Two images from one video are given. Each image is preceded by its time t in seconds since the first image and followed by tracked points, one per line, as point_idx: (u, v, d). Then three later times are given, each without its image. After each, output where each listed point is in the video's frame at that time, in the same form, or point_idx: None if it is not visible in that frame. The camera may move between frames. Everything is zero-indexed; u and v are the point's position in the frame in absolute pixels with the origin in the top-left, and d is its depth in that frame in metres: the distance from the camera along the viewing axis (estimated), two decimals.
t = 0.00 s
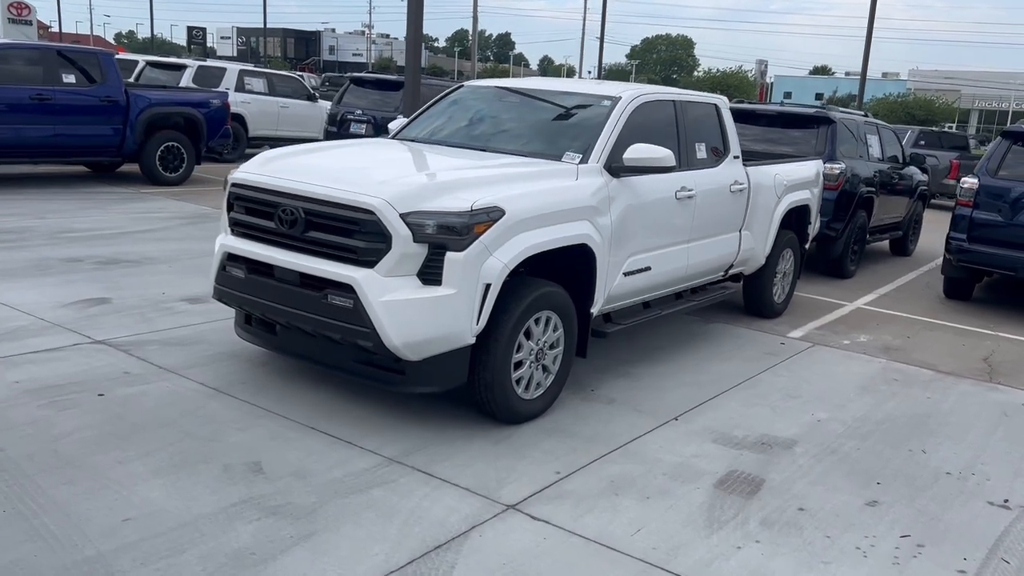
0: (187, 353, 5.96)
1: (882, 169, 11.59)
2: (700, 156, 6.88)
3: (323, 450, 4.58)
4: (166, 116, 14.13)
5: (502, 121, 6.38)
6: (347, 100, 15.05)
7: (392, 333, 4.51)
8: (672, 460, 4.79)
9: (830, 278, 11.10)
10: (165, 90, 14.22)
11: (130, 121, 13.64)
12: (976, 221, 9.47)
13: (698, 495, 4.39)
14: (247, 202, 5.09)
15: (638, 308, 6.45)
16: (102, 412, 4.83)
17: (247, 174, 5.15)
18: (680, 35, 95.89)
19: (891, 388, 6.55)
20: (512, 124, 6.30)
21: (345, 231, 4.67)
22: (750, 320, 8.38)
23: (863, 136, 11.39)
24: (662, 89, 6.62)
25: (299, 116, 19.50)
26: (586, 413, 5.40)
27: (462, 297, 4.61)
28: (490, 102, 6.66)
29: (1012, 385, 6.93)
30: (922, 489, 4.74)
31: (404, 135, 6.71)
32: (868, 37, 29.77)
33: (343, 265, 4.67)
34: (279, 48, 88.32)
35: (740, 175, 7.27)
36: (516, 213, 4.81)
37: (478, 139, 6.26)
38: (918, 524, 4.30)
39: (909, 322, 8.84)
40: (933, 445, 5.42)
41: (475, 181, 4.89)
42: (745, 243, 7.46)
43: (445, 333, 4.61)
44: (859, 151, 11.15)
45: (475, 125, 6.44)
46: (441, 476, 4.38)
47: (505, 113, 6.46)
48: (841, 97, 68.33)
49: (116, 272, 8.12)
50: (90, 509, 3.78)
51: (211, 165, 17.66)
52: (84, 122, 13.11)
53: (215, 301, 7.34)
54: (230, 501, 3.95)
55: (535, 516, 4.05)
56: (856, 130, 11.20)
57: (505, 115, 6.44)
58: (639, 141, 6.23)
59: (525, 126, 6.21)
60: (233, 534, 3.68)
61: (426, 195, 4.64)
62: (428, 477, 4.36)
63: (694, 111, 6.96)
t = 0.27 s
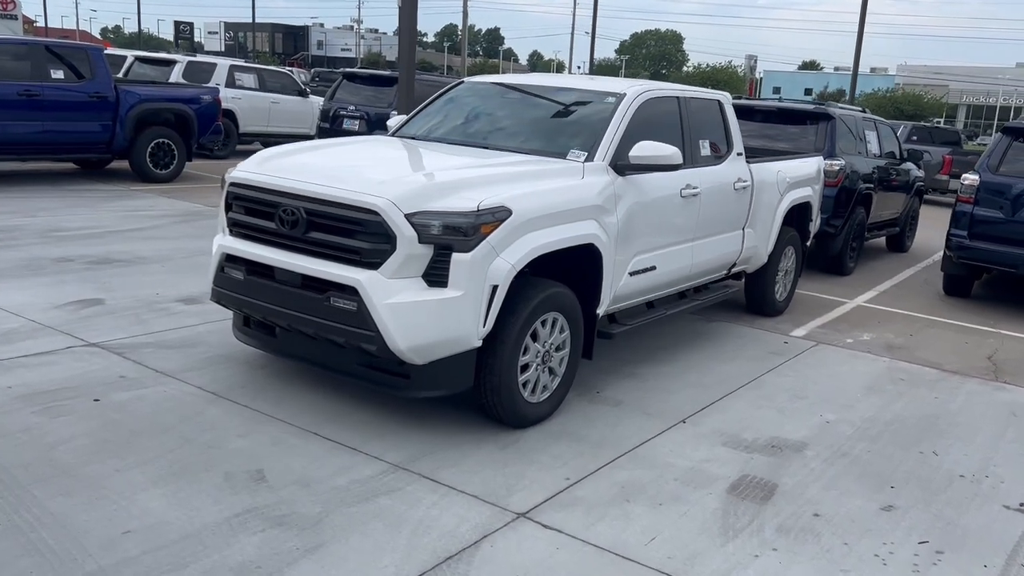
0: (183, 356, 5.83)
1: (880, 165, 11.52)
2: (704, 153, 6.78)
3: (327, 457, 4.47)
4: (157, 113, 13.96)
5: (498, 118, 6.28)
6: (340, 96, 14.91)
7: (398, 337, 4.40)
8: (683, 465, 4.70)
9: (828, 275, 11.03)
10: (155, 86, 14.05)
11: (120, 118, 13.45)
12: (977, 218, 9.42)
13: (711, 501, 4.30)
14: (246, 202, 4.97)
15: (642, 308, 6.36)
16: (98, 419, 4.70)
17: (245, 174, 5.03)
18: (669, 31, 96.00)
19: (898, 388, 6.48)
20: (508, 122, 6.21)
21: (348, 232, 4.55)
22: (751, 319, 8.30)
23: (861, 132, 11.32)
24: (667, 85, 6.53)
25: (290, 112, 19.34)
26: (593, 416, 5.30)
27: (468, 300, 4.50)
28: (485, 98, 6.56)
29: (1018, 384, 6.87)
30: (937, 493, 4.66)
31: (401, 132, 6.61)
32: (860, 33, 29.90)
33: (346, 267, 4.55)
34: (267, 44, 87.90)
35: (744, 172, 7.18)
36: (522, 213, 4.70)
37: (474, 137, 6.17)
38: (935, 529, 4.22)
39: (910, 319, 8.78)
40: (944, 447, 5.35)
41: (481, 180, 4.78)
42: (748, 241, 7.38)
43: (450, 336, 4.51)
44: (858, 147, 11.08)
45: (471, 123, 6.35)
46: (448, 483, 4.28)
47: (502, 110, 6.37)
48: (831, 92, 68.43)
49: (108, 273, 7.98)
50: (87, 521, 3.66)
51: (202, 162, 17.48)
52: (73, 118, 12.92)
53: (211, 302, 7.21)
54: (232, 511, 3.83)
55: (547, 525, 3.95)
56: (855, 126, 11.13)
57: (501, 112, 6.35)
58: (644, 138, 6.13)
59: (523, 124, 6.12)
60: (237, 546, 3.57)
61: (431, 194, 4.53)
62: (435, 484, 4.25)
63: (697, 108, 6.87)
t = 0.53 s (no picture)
0: (182, 358, 5.73)
1: (878, 162, 11.49)
2: (707, 150, 6.71)
3: (332, 461, 4.38)
4: (148, 109, 13.80)
5: (495, 115, 6.21)
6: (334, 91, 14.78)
7: (403, 339, 4.31)
8: (692, 467, 4.64)
9: (826, 272, 10.99)
10: (146, 82, 13.88)
11: (110, 114, 13.29)
12: (977, 215, 9.39)
13: (724, 505, 4.24)
14: (246, 201, 4.87)
15: (646, 307, 6.29)
16: (96, 424, 4.60)
17: (245, 172, 4.92)
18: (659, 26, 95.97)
19: (904, 387, 6.44)
20: (506, 119, 6.14)
21: (352, 232, 4.46)
22: (752, 316, 8.25)
23: (859, 128, 11.27)
24: (670, 81, 6.45)
25: (282, 108, 19.20)
26: (600, 417, 5.24)
27: (475, 301, 4.41)
28: (481, 95, 6.49)
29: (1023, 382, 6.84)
30: (949, 494, 4.62)
31: (400, 130, 6.52)
32: (852, 27, 29.91)
33: (350, 267, 4.46)
34: (256, 39, 87.43)
35: (746, 169, 7.11)
36: (529, 212, 4.62)
37: (471, 134, 6.10)
38: (950, 532, 4.17)
39: (911, 316, 8.75)
40: (954, 447, 5.31)
41: (486, 179, 4.70)
42: (750, 238, 7.31)
43: (457, 338, 4.42)
44: (856, 144, 11.03)
45: (467, 120, 6.27)
46: (457, 488, 4.20)
47: (499, 108, 6.29)
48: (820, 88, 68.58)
49: (102, 272, 7.86)
50: (89, 530, 3.57)
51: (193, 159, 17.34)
52: (63, 114, 12.75)
53: (207, 302, 7.11)
54: (238, 519, 3.75)
55: (559, 530, 3.88)
56: (853, 123, 11.08)
57: (498, 109, 6.27)
58: (648, 135, 6.05)
59: (520, 121, 6.05)
60: (244, 555, 3.48)
61: (436, 194, 4.45)
62: (443, 489, 4.18)
63: (700, 105, 6.80)
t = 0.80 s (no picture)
0: (184, 359, 5.65)
1: (876, 158, 11.45)
2: (713, 147, 6.67)
3: (341, 463, 4.32)
4: (141, 106, 13.67)
5: (495, 112, 6.17)
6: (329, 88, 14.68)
7: (414, 339, 4.25)
8: (705, 468, 4.60)
9: (826, 269, 10.96)
10: (139, 78, 13.75)
11: (103, 111, 13.16)
12: (977, 211, 9.37)
13: (739, 506, 4.20)
14: (251, 199, 4.79)
15: (652, 305, 6.23)
16: (100, 427, 4.52)
17: (250, 170, 4.85)
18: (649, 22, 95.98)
19: (910, 384, 6.41)
20: (505, 116, 6.10)
21: (361, 230, 4.39)
22: (755, 313, 8.21)
23: (857, 124, 11.24)
24: (675, 76, 6.40)
25: (275, 104, 19.10)
26: (610, 416, 5.19)
27: (486, 300, 4.35)
28: (479, 92, 6.44)
29: None
30: (963, 493, 4.59)
31: (402, 126, 6.47)
32: (845, 23, 29.94)
33: (359, 266, 4.39)
34: (245, 35, 87.03)
35: (751, 165, 7.06)
36: (540, 210, 4.56)
37: (471, 130, 6.06)
38: (966, 531, 4.14)
39: (913, 313, 8.73)
40: (965, 445, 5.28)
41: (496, 176, 4.63)
42: (754, 235, 7.27)
43: (468, 338, 4.36)
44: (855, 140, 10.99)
45: (466, 118, 6.23)
46: (469, 490, 4.15)
47: (498, 104, 6.26)
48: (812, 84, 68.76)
49: (99, 271, 7.77)
50: (97, 536, 3.49)
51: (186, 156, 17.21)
52: (55, 111, 12.61)
53: (207, 301, 7.03)
54: (249, 524, 3.68)
55: (575, 533, 3.83)
56: (852, 119, 11.05)
57: (496, 106, 6.23)
58: (654, 131, 5.99)
59: (521, 118, 6.02)
60: (256, 560, 3.42)
61: (446, 191, 4.38)
62: (455, 490, 4.12)
63: (705, 101, 6.75)
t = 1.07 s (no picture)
0: (190, 359, 5.60)
1: (875, 155, 11.46)
2: (720, 145, 6.65)
3: (356, 465, 4.28)
4: (135, 103, 13.57)
5: (494, 111, 6.17)
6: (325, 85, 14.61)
7: (428, 339, 4.21)
8: (720, 467, 4.58)
9: (825, 266, 10.97)
10: (133, 75, 13.66)
11: (97, 108, 13.06)
12: (978, 208, 9.38)
13: (757, 506, 4.18)
14: (261, 198, 4.75)
15: (659, 304, 6.22)
16: (109, 429, 4.47)
17: (259, 169, 4.80)
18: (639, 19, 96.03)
19: (918, 382, 6.42)
20: (504, 114, 6.11)
21: (374, 230, 4.35)
22: (758, 311, 8.20)
23: (856, 121, 11.24)
24: (682, 73, 6.38)
25: (269, 101, 19.03)
26: (621, 416, 5.16)
27: (501, 300, 4.32)
28: (478, 91, 6.45)
29: None
30: (978, 491, 4.58)
31: (408, 124, 6.44)
32: (837, 19, 30.01)
33: (372, 266, 4.35)
34: (233, 31, 86.65)
35: (756, 163, 7.05)
36: (554, 209, 4.53)
37: (473, 129, 6.05)
38: (984, 531, 4.14)
39: (916, 310, 8.74)
40: (976, 443, 5.28)
41: (509, 175, 4.60)
42: (760, 233, 7.26)
43: (483, 338, 4.33)
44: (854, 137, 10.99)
45: (467, 117, 6.23)
46: (486, 491, 4.12)
47: (499, 103, 6.26)
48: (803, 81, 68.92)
49: (99, 270, 7.71)
50: (114, 541, 3.45)
51: (180, 153, 17.11)
52: (49, 109, 12.50)
53: (210, 301, 6.97)
54: (266, 527, 3.64)
55: (594, 535, 3.80)
56: (851, 116, 11.05)
57: (496, 105, 6.23)
58: (663, 129, 5.97)
59: (522, 116, 6.02)
60: (276, 565, 3.38)
61: (460, 190, 4.34)
62: (472, 492, 4.09)
63: (712, 98, 6.73)
